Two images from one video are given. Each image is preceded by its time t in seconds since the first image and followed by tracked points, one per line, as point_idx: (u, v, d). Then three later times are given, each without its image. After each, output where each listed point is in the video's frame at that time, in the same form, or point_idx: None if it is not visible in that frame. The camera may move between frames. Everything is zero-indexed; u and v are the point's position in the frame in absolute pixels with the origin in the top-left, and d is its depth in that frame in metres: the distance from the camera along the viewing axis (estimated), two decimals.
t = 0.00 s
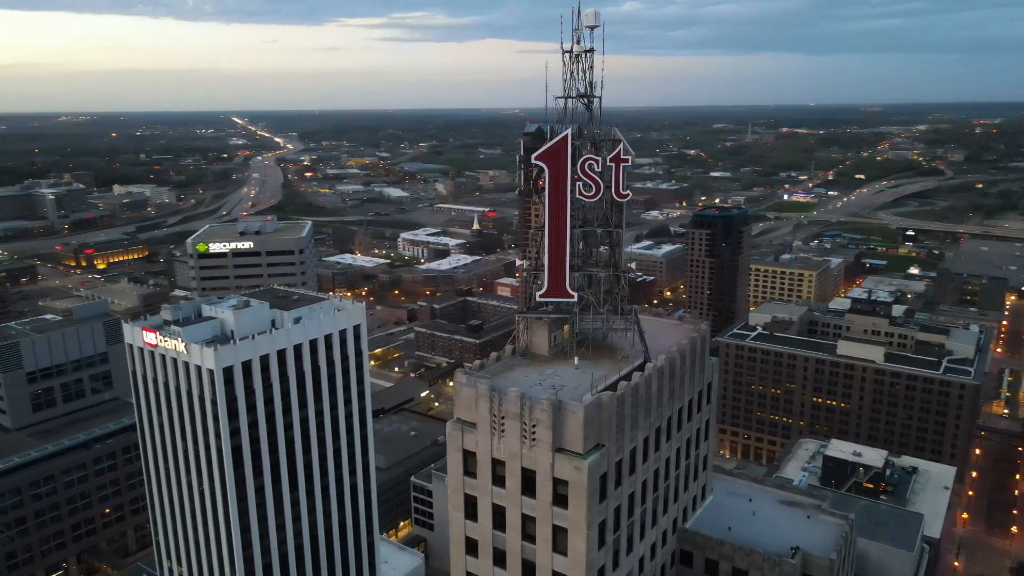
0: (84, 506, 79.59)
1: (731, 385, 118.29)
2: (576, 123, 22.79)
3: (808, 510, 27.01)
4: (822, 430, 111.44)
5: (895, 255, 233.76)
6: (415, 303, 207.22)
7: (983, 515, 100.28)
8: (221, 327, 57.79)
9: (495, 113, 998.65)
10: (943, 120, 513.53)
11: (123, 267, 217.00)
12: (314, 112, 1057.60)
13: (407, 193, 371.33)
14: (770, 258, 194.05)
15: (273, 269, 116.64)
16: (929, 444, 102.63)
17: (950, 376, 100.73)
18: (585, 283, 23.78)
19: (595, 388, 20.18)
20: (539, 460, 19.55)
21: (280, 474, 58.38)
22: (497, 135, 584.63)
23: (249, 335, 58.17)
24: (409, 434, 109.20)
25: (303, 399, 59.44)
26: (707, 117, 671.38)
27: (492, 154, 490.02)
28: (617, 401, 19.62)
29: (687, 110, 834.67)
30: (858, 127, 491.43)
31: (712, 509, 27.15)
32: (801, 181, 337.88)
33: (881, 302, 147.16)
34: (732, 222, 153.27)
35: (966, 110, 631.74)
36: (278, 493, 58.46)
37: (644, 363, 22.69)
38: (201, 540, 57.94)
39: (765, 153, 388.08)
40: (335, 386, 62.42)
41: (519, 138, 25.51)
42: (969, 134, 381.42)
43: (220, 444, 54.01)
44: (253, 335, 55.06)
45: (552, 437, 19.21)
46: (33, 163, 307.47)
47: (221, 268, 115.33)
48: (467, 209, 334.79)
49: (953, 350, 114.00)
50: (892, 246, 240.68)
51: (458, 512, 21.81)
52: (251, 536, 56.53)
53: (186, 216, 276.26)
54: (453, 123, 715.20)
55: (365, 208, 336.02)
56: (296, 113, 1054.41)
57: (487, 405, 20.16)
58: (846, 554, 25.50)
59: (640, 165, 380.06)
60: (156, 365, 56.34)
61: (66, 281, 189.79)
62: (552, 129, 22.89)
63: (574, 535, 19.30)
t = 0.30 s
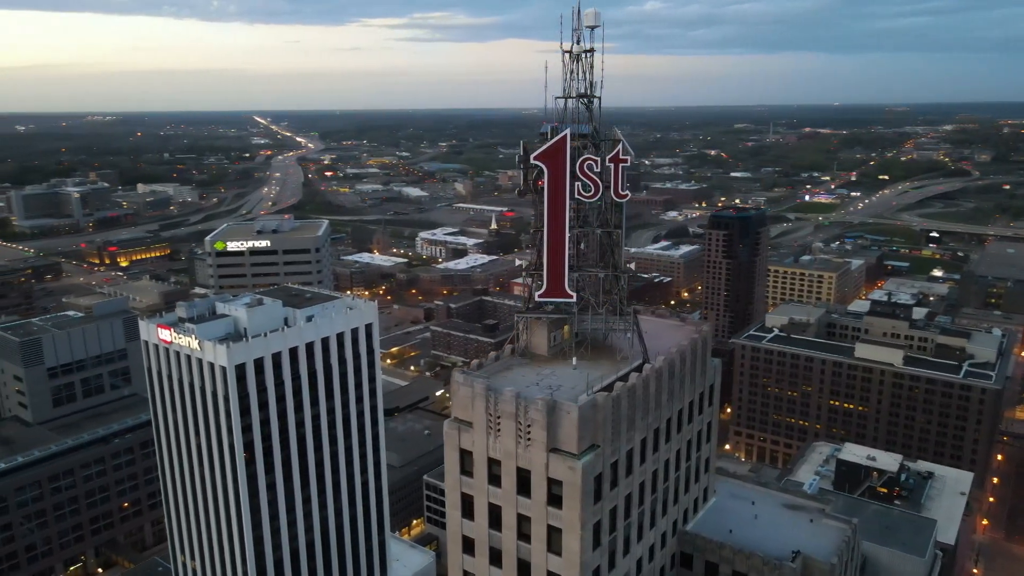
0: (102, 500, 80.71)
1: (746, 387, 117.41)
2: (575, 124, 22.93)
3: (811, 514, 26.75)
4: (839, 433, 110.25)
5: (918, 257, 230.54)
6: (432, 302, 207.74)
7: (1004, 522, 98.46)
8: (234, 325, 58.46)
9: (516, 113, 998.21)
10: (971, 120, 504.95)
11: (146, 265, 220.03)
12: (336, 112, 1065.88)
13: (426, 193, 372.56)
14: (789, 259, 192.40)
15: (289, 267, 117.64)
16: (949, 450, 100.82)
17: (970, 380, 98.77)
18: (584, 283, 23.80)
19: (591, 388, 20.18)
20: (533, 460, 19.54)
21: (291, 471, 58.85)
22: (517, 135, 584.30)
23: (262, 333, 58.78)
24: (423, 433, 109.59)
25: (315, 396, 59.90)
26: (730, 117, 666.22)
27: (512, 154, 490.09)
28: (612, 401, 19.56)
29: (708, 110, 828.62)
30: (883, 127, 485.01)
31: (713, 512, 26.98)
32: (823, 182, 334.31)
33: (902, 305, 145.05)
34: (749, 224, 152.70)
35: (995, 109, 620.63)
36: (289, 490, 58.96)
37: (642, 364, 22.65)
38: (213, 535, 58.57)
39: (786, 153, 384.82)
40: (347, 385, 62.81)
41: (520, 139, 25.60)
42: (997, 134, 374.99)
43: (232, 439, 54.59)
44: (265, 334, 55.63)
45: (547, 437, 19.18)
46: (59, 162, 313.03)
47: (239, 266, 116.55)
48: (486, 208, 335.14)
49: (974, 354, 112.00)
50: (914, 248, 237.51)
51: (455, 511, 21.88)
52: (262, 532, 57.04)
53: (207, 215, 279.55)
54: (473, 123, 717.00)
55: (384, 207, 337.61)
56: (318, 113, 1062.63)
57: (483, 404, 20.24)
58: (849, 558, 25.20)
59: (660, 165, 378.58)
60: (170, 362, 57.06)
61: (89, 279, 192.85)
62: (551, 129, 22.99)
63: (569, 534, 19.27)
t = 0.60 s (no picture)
0: (120, 494, 81.88)
1: (762, 389, 116.47)
2: (573, 123, 22.97)
3: (814, 519, 26.53)
4: (856, 437, 108.99)
5: (942, 259, 227.11)
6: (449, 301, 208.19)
7: None
8: (247, 323, 58.99)
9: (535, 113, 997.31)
10: (1000, 120, 496.07)
11: (167, 263, 222.81)
12: (358, 112, 1071.57)
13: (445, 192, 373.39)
14: (809, 260, 190.40)
15: (306, 266, 118.60)
16: (969, 455, 99.08)
17: (991, 385, 96.84)
18: (583, 284, 23.79)
19: (587, 389, 20.14)
20: (528, 460, 19.56)
21: (303, 468, 59.30)
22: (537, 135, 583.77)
23: (274, 331, 59.33)
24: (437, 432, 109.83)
25: (326, 394, 60.38)
26: (752, 117, 660.49)
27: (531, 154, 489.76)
28: (607, 402, 19.55)
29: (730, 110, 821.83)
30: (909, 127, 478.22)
31: (714, 515, 26.83)
32: (846, 182, 330.42)
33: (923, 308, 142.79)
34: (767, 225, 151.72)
35: None
36: (300, 487, 59.41)
37: (641, 366, 22.59)
38: (225, 530, 59.22)
39: (808, 154, 381.01)
40: (358, 383, 63.18)
41: (521, 140, 25.62)
42: None
43: (244, 436, 55.15)
44: (277, 332, 56.18)
45: (542, 437, 19.17)
46: (85, 160, 318.16)
47: (256, 264, 117.73)
48: (505, 208, 335.19)
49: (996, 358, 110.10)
50: (939, 250, 234.03)
51: (452, 509, 21.90)
52: (273, 528, 57.57)
53: (229, 213, 282.59)
54: (493, 122, 717.98)
55: (403, 207, 338.98)
56: (340, 113, 1069.94)
57: (479, 404, 20.28)
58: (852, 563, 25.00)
59: (680, 165, 376.58)
60: (185, 359, 57.76)
61: (112, 276, 195.66)
62: (551, 129, 23.03)
63: (563, 536, 19.27)
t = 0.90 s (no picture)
0: (138, 489, 82.97)
1: (778, 392, 115.44)
2: (572, 125, 23.00)
3: (817, 522, 26.29)
4: (873, 441, 107.69)
5: (966, 261, 223.52)
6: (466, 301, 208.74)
7: None
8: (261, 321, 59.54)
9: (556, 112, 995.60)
10: None
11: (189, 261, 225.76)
12: (380, 112, 1076.39)
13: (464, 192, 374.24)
14: (829, 262, 188.30)
15: (323, 265, 119.55)
16: (988, 461, 97.54)
17: (1013, 390, 95.10)
18: (582, 284, 23.78)
19: (584, 390, 20.15)
20: (524, 459, 19.57)
21: (314, 466, 59.77)
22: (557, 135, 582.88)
23: (287, 328, 59.89)
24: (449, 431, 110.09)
25: (338, 392, 60.85)
26: (775, 117, 654.21)
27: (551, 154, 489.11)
28: (602, 402, 19.52)
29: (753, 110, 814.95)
30: (936, 127, 470.60)
31: (715, 517, 26.67)
32: (869, 183, 326.23)
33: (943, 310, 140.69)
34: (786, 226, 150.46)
35: None
36: (311, 484, 59.89)
37: (639, 366, 22.55)
38: (238, 526, 59.85)
39: (831, 154, 376.61)
40: (370, 381, 63.60)
41: (521, 140, 25.68)
42: None
43: (256, 433, 55.69)
44: (289, 330, 56.65)
45: (536, 437, 19.20)
46: (110, 159, 323.05)
47: (273, 262, 118.84)
48: (523, 208, 335.12)
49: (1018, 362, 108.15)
50: (964, 252, 230.23)
51: (449, 507, 21.99)
52: (284, 524, 58.09)
53: (249, 212, 285.45)
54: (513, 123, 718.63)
55: (422, 206, 340.13)
56: (361, 112, 1076.52)
57: (475, 403, 20.32)
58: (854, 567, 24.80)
59: (700, 166, 374.20)
60: (198, 355, 58.37)
61: (135, 273, 198.70)
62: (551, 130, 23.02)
63: (557, 536, 19.29)
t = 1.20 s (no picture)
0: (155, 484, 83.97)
1: (795, 394, 114.31)
2: (570, 125, 23.01)
3: (820, 526, 26.06)
4: (891, 445, 106.40)
5: (991, 264, 219.86)
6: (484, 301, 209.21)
7: None
8: (273, 319, 60.03)
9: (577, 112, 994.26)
10: None
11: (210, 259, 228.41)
12: (401, 113, 1081.14)
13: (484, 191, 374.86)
14: (850, 264, 186.37)
15: (338, 263, 120.34)
16: (1009, 466, 96.05)
17: None
18: (580, 286, 23.77)
19: (580, 391, 20.12)
20: (518, 460, 19.57)
21: (325, 463, 60.19)
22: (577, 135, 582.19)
23: (299, 326, 60.39)
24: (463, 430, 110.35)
25: (350, 390, 61.30)
26: (798, 117, 647.79)
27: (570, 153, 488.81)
28: (598, 403, 19.45)
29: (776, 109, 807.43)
30: (963, 127, 463.08)
31: (716, 520, 26.52)
32: (892, 184, 321.95)
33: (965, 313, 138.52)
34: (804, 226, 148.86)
35: None
36: (323, 481, 60.32)
37: (638, 368, 22.48)
38: (250, 522, 60.37)
39: (854, 154, 372.34)
40: (382, 380, 64.01)
41: (522, 141, 25.70)
42: None
43: (268, 430, 56.19)
44: (301, 328, 57.12)
45: (531, 438, 19.21)
46: (135, 158, 328.03)
47: (289, 261, 119.79)
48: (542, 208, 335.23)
49: None
50: (989, 254, 226.42)
51: (447, 507, 22.07)
52: (296, 521, 58.50)
53: (270, 211, 288.13)
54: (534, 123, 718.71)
55: (441, 205, 341.17)
56: (383, 112, 1083.01)
57: (471, 403, 20.39)
58: (856, 573, 24.56)
59: (720, 166, 371.73)
60: (212, 352, 59.01)
61: (157, 271, 201.50)
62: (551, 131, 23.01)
63: (551, 536, 19.30)
